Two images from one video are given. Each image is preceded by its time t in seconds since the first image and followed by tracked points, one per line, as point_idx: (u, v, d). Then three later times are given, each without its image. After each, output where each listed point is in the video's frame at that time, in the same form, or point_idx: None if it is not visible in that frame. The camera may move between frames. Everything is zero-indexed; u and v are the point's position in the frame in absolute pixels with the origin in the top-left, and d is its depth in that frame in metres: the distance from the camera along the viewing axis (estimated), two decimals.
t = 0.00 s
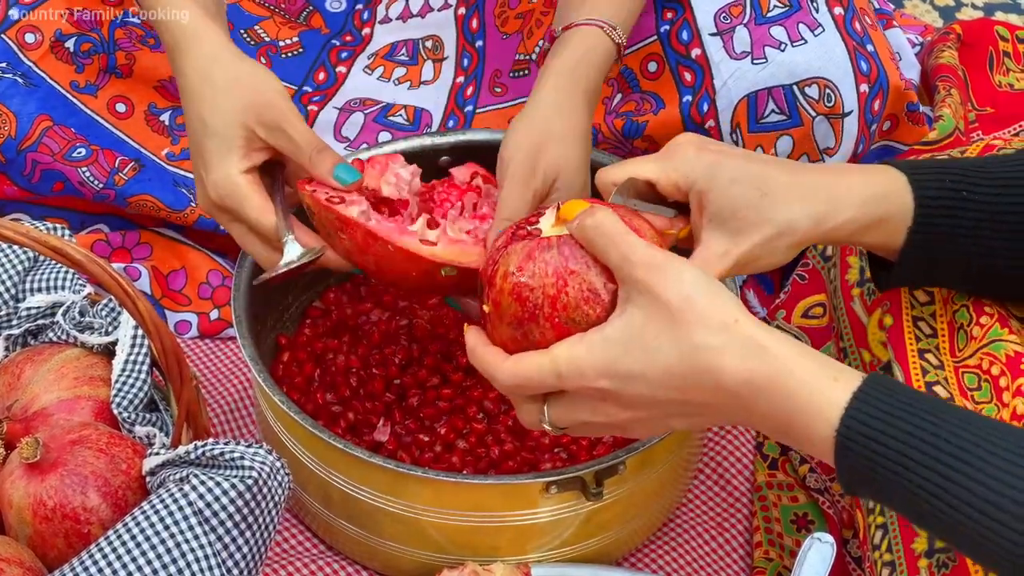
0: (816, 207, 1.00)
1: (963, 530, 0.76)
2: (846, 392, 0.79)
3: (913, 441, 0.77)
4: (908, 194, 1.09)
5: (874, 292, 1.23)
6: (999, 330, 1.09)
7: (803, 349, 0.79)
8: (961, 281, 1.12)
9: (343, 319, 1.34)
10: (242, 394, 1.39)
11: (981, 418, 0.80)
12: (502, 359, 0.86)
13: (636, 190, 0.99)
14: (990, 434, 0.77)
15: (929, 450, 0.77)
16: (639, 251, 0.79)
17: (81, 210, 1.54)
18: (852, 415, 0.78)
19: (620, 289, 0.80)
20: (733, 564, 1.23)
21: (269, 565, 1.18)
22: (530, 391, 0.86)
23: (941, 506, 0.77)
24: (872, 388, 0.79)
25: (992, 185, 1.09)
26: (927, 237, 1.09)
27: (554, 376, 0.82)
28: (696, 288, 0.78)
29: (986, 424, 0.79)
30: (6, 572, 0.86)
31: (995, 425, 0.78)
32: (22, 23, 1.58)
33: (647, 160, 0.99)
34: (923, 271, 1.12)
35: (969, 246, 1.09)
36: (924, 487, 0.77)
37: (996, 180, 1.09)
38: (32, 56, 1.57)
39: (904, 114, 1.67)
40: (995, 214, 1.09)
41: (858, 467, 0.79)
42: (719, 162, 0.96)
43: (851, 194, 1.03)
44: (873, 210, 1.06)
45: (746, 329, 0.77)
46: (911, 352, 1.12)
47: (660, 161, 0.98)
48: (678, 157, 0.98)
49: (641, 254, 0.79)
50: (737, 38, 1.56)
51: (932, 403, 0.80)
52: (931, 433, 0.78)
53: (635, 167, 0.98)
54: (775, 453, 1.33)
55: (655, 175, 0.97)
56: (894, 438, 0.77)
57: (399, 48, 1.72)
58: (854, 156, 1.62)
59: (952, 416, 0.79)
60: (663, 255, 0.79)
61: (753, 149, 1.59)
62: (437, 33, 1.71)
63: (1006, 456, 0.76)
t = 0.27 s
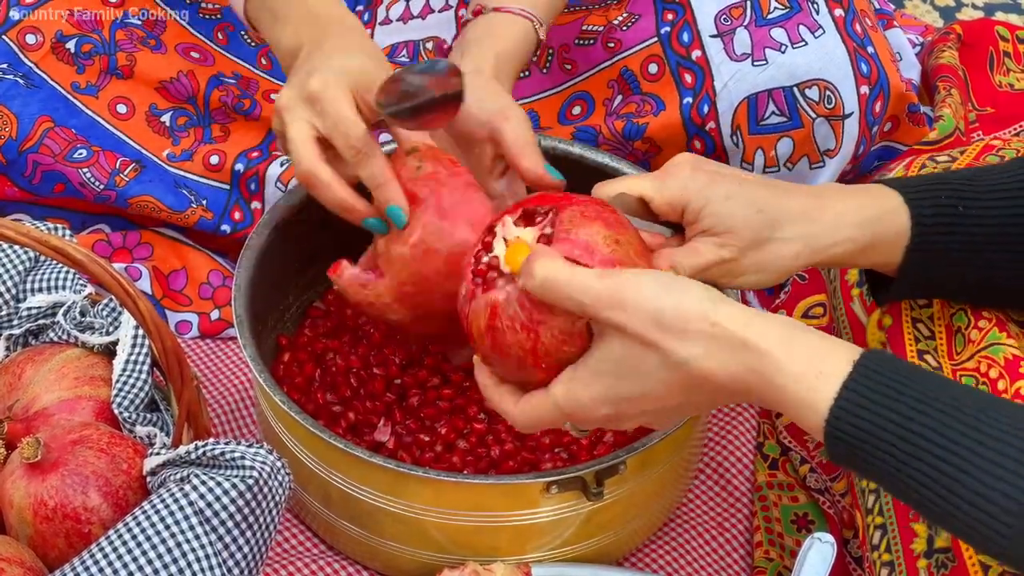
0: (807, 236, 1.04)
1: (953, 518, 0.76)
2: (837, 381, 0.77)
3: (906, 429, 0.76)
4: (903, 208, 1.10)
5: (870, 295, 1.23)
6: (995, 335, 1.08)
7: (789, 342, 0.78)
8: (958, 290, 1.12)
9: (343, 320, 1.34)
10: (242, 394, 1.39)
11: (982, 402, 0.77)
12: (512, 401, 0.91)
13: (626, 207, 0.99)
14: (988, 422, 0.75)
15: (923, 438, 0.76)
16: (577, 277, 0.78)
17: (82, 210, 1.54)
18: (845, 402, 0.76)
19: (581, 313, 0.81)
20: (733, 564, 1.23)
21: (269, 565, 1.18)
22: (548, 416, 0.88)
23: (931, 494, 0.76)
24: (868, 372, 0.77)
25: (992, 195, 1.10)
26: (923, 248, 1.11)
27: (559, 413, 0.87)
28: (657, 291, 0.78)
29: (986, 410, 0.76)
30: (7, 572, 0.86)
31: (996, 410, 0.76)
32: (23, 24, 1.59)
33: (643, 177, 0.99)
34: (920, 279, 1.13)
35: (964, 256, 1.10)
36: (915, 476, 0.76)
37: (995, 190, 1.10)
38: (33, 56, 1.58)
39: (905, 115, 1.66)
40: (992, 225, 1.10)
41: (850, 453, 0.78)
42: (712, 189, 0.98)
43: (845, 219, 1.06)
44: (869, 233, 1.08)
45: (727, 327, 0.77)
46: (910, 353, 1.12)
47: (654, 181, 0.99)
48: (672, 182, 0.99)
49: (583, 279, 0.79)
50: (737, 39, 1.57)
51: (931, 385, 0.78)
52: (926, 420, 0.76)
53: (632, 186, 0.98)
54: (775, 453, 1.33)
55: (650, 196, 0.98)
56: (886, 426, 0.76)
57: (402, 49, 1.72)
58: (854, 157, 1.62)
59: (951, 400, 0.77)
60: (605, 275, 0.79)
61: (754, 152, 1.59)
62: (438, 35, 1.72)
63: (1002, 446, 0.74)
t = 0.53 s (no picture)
0: (810, 243, 1.02)
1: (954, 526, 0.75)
2: (834, 398, 0.76)
3: (903, 439, 0.76)
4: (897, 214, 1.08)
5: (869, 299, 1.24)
6: (994, 337, 1.09)
7: (785, 362, 0.78)
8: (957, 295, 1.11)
9: (344, 319, 1.35)
10: (243, 395, 1.39)
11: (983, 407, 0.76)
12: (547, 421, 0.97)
13: (622, 212, 1.01)
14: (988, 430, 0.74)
15: (920, 448, 0.75)
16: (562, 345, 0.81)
17: (83, 210, 1.54)
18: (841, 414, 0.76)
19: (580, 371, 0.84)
20: (734, 566, 1.23)
21: (270, 566, 1.18)
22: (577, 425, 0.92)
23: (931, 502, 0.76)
24: (864, 382, 0.77)
25: (991, 196, 1.09)
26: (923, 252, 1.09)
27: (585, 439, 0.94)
28: (643, 327, 0.80)
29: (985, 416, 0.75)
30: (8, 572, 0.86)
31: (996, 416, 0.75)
32: (24, 24, 1.59)
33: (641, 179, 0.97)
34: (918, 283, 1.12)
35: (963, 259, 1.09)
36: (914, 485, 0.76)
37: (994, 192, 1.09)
38: (34, 56, 1.58)
39: (906, 115, 1.66)
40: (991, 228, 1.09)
41: (849, 463, 0.78)
42: (712, 192, 0.97)
43: (851, 223, 1.04)
44: (871, 237, 1.07)
45: (722, 355, 0.79)
46: (910, 355, 1.13)
47: (653, 184, 0.97)
48: (671, 185, 0.97)
49: (568, 344, 0.81)
50: (737, 39, 1.57)
51: (930, 391, 0.77)
52: (924, 429, 0.75)
53: (631, 186, 0.97)
54: (776, 454, 1.33)
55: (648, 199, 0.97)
56: (884, 436, 0.76)
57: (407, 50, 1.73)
58: (855, 157, 1.63)
59: (951, 408, 0.76)
60: (589, 336, 0.80)
61: (754, 152, 1.60)
62: (438, 35, 1.72)
63: (1001, 455, 0.73)
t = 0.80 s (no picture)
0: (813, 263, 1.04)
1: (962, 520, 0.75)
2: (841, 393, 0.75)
3: (910, 433, 0.75)
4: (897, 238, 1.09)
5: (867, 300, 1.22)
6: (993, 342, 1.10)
7: (790, 359, 0.76)
8: (958, 309, 1.12)
9: (345, 319, 1.35)
10: (245, 394, 1.39)
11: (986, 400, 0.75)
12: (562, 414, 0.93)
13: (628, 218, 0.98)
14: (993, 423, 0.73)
15: (928, 445, 0.74)
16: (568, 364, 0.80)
17: (85, 210, 1.54)
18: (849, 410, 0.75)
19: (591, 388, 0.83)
20: (737, 566, 1.23)
21: (273, 566, 1.18)
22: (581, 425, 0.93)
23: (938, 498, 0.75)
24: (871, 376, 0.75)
25: (991, 214, 1.11)
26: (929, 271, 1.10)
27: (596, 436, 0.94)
28: (648, 334, 0.79)
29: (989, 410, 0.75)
30: (11, 572, 0.86)
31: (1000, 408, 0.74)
32: (26, 25, 1.59)
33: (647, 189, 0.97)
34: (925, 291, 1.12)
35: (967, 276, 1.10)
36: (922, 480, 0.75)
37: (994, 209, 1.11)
38: (37, 57, 1.58)
39: (907, 114, 1.66)
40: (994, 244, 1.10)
41: (856, 457, 0.77)
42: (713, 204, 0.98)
43: (853, 245, 1.07)
44: (874, 259, 1.08)
45: (726, 354, 0.78)
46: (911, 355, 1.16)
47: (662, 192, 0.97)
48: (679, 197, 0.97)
49: (573, 362, 0.80)
50: (740, 38, 1.57)
51: (937, 383, 0.76)
52: (932, 425, 0.74)
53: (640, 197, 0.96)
54: (777, 454, 1.33)
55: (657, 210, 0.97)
56: (891, 431, 0.75)
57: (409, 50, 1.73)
58: (857, 157, 1.63)
59: (958, 402, 0.75)
60: (594, 352, 0.80)
61: (756, 151, 1.59)
62: (440, 35, 1.72)
63: (1005, 450, 0.72)
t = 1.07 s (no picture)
0: (819, 284, 1.05)
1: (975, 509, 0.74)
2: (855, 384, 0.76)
3: (920, 422, 0.74)
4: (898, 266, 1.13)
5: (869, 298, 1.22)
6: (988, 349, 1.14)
7: (805, 355, 0.78)
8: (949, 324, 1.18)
9: (346, 319, 1.35)
10: (245, 393, 1.39)
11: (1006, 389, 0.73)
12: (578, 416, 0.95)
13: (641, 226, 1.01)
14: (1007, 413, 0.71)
15: (941, 437, 0.73)
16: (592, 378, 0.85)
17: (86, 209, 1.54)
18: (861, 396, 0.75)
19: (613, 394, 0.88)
20: (737, 567, 1.23)
21: (273, 565, 1.18)
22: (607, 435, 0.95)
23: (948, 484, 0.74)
24: (885, 363, 0.75)
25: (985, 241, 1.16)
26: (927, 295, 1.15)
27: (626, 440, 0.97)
28: (664, 340, 0.83)
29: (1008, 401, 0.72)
30: (11, 571, 0.86)
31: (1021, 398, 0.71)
32: (27, 22, 1.58)
33: (656, 201, 1.01)
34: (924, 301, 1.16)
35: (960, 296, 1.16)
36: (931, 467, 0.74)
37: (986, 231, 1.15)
38: (37, 54, 1.57)
39: (908, 113, 1.65)
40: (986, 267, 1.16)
41: (870, 442, 0.77)
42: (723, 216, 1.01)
43: (857, 263, 1.09)
44: (880, 278, 1.12)
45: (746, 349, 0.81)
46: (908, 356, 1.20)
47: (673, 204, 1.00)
48: (689, 209, 1.01)
49: (597, 375, 0.85)
50: (741, 37, 1.57)
51: (953, 371, 0.74)
52: (946, 417, 0.73)
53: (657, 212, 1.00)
54: (778, 454, 1.34)
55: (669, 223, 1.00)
56: (902, 420, 0.74)
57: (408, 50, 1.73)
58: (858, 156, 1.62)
59: (973, 391, 0.73)
60: (616, 365, 0.84)
61: (757, 149, 1.59)
62: (441, 34, 1.71)
63: (1021, 443, 0.70)
